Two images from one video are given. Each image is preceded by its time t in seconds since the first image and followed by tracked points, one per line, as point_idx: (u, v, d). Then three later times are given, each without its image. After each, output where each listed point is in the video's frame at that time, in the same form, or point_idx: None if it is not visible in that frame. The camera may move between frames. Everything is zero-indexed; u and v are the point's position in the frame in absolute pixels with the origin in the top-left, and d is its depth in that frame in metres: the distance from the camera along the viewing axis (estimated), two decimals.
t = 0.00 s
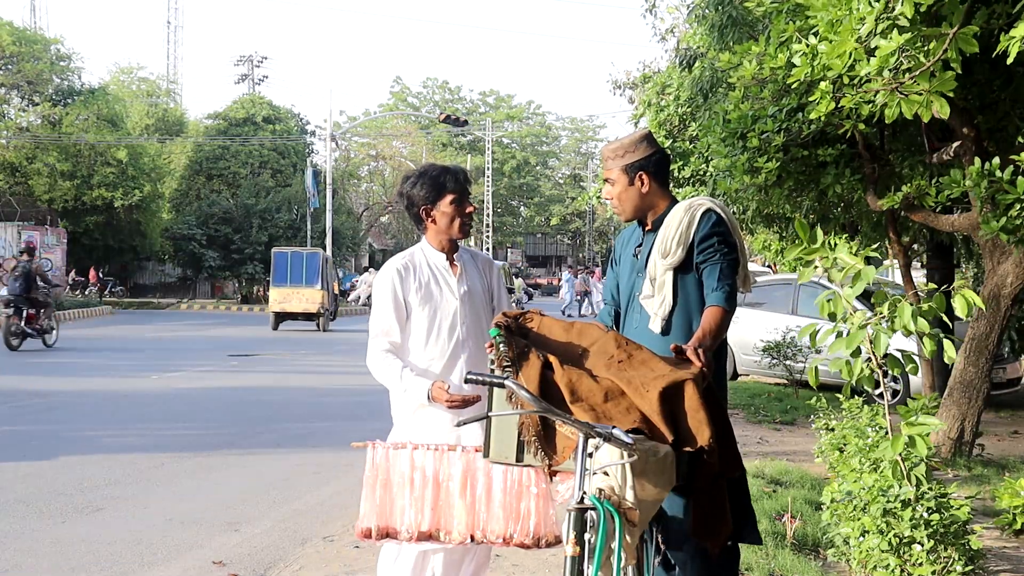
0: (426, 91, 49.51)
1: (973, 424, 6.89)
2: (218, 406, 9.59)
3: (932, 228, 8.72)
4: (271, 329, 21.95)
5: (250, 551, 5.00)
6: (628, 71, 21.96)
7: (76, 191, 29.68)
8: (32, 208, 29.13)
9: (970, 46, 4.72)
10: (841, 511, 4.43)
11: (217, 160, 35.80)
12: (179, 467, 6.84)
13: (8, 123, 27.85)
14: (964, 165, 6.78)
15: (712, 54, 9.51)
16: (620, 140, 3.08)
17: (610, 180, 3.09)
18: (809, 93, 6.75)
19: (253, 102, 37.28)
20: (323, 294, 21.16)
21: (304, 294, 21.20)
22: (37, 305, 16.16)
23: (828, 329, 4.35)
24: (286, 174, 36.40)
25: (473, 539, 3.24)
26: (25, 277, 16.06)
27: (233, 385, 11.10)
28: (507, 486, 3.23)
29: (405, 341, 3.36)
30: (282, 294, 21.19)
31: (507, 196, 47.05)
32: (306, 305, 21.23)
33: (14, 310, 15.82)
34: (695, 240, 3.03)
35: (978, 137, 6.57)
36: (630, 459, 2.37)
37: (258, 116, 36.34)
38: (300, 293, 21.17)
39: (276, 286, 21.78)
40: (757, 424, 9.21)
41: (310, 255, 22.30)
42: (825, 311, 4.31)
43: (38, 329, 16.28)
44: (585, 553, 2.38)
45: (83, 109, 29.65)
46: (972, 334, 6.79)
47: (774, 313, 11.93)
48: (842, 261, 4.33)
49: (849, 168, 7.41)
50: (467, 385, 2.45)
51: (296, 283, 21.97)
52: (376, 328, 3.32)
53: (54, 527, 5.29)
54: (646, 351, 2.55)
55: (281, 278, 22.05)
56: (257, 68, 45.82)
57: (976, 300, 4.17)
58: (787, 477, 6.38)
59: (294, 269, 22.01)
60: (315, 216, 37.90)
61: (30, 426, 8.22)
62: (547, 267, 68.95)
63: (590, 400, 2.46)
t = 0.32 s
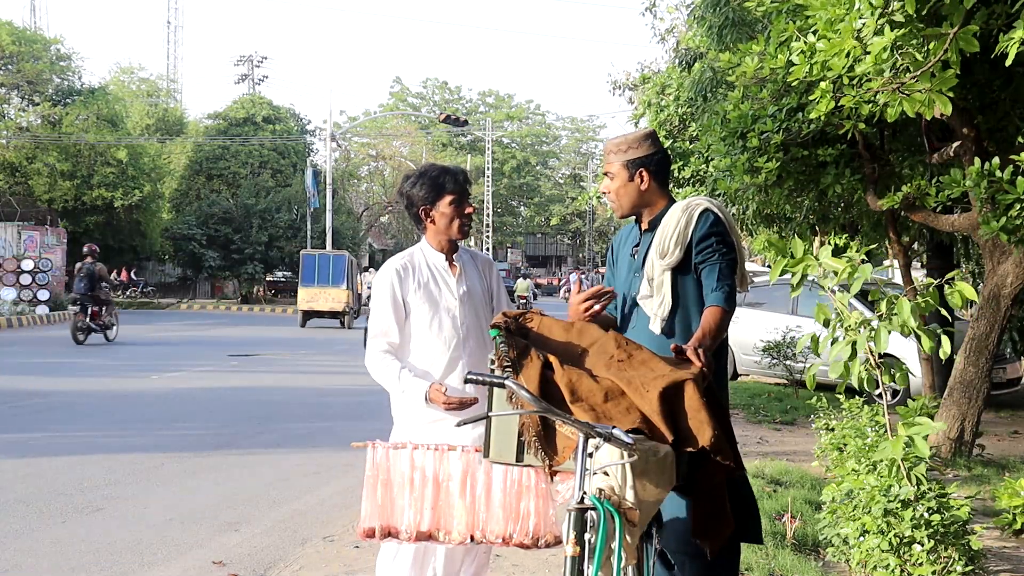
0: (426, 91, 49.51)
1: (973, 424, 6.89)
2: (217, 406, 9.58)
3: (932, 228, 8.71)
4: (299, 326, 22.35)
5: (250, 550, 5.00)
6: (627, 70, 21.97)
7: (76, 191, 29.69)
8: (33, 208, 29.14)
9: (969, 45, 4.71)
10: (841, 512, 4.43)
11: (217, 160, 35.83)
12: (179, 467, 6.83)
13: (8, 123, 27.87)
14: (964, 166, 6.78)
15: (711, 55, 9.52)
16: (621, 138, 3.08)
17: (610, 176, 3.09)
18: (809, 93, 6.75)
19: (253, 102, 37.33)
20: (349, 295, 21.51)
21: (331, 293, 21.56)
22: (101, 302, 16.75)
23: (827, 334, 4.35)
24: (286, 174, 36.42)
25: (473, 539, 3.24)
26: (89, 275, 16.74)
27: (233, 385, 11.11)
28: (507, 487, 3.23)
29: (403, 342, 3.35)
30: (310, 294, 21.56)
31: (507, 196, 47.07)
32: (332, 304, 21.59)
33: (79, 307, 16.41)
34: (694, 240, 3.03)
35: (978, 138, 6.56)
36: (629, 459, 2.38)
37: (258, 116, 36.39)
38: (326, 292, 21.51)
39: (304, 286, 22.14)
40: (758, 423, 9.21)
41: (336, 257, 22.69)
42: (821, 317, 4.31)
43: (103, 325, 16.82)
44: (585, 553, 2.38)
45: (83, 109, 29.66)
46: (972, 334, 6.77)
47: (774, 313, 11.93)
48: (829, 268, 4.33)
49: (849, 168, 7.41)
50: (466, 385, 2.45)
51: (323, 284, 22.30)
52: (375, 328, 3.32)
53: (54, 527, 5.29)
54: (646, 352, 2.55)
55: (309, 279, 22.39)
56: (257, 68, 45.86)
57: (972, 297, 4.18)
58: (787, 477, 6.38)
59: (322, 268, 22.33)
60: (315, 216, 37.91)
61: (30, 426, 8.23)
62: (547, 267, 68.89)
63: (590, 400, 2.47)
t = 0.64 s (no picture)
0: (426, 90, 49.54)
1: (972, 424, 6.89)
2: (217, 406, 9.58)
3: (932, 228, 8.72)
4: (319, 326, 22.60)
5: (250, 551, 5.00)
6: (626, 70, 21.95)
7: (76, 191, 29.68)
8: (32, 208, 29.10)
9: (971, 47, 4.71)
10: (841, 512, 4.43)
11: (217, 160, 35.85)
12: (179, 468, 6.83)
13: (8, 123, 27.89)
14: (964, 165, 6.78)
15: (711, 55, 9.53)
16: (621, 139, 3.08)
17: (610, 178, 3.09)
18: (810, 93, 6.76)
19: (254, 102, 37.36)
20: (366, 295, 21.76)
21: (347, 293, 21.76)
22: (154, 300, 17.78)
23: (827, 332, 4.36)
24: (286, 174, 36.45)
25: (473, 539, 3.24)
26: (142, 275, 17.78)
27: (234, 385, 11.10)
28: (507, 486, 3.23)
29: (402, 342, 3.36)
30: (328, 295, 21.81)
31: (508, 196, 47.07)
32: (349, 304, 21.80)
33: (136, 306, 17.45)
34: (694, 241, 3.03)
35: (978, 138, 6.57)
36: (630, 458, 2.38)
37: (258, 116, 36.42)
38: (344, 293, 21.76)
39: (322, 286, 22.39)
40: (758, 423, 9.21)
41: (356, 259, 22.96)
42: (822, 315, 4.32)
43: (156, 322, 17.92)
44: (585, 553, 2.38)
45: (83, 109, 29.66)
46: (972, 334, 6.76)
47: (774, 313, 11.93)
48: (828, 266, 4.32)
49: (849, 168, 7.41)
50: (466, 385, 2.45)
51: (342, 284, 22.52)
52: (374, 329, 3.31)
53: (54, 527, 5.29)
54: (646, 352, 2.55)
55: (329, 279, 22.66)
56: (257, 68, 45.91)
57: (972, 296, 4.18)
58: (787, 477, 6.38)
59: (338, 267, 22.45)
60: (315, 216, 37.97)
61: (30, 426, 8.22)
62: (547, 267, 68.88)
63: (590, 400, 2.47)
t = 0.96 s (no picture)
0: (426, 90, 49.53)
1: (973, 424, 6.89)
2: (217, 406, 9.58)
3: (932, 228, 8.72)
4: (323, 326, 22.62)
5: (250, 551, 5.00)
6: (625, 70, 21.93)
7: (76, 191, 29.67)
8: (33, 208, 29.09)
9: (969, 46, 4.70)
10: (841, 512, 4.43)
11: (217, 160, 35.86)
12: (179, 468, 6.84)
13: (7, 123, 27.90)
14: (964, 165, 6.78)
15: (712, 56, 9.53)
16: (622, 138, 3.08)
17: (610, 176, 3.10)
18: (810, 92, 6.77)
19: (253, 102, 37.31)
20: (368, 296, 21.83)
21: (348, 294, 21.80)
22: (198, 299, 18.92)
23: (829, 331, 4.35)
24: (286, 174, 36.48)
25: (472, 539, 3.25)
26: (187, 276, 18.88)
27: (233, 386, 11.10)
28: (507, 486, 3.23)
29: (401, 342, 3.35)
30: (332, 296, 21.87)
31: (507, 196, 47.07)
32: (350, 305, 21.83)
33: (182, 306, 18.59)
34: (693, 240, 3.02)
35: (977, 137, 6.56)
36: (629, 458, 2.38)
37: (258, 116, 36.39)
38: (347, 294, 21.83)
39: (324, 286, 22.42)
40: (758, 423, 9.21)
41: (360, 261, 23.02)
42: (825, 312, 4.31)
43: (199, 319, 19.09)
44: (585, 553, 2.39)
45: (83, 109, 29.65)
46: (972, 334, 6.77)
47: (774, 313, 11.92)
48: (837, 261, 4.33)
49: (849, 168, 7.40)
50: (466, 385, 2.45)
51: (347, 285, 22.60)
52: (373, 329, 3.31)
53: (54, 527, 5.29)
54: (646, 352, 2.54)
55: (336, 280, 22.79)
56: (257, 68, 45.94)
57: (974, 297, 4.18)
58: (787, 476, 6.38)
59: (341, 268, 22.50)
60: (315, 216, 38.00)
61: (29, 426, 8.22)
62: (547, 267, 68.88)
63: (589, 400, 2.47)
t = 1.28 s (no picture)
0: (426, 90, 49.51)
1: (973, 424, 6.89)
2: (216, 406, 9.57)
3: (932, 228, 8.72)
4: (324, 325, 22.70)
5: (250, 551, 5.00)
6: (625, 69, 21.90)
7: (76, 191, 29.65)
8: (32, 208, 29.10)
9: (966, 43, 4.70)
10: (841, 512, 4.43)
11: (217, 160, 35.85)
12: (179, 467, 6.84)
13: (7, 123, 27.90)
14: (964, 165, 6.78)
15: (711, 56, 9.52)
16: (626, 138, 3.08)
17: (613, 177, 3.10)
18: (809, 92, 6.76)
19: (253, 102, 36.89)
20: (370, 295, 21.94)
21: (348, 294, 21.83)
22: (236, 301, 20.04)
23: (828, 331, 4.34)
24: (286, 174, 36.48)
25: (473, 540, 3.24)
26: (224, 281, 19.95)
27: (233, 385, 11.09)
28: (507, 486, 3.23)
29: (402, 342, 3.35)
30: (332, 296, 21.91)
31: (507, 196, 47.04)
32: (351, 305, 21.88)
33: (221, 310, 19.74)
34: (696, 241, 3.03)
35: (977, 137, 6.56)
36: (629, 459, 2.38)
37: (258, 116, 36.11)
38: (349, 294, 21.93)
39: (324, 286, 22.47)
40: (758, 423, 9.22)
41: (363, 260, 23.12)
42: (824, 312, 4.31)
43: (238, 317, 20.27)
44: (585, 552, 2.39)
45: (83, 110, 29.60)
46: (972, 334, 6.77)
47: (774, 313, 11.92)
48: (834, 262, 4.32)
49: (849, 167, 7.40)
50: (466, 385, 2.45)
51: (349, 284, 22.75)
52: (373, 329, 3.31)
53: (54, 527, 5.30)
54: (646, 351, 2.53)
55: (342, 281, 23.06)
56: (257, 68, 45.94)
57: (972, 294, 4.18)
58: (787, 476, 6.38)
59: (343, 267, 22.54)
60: (315, 216, 37.99)
61: (30, 426, 8.22)
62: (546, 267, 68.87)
63: (589, 400, 2.47)
